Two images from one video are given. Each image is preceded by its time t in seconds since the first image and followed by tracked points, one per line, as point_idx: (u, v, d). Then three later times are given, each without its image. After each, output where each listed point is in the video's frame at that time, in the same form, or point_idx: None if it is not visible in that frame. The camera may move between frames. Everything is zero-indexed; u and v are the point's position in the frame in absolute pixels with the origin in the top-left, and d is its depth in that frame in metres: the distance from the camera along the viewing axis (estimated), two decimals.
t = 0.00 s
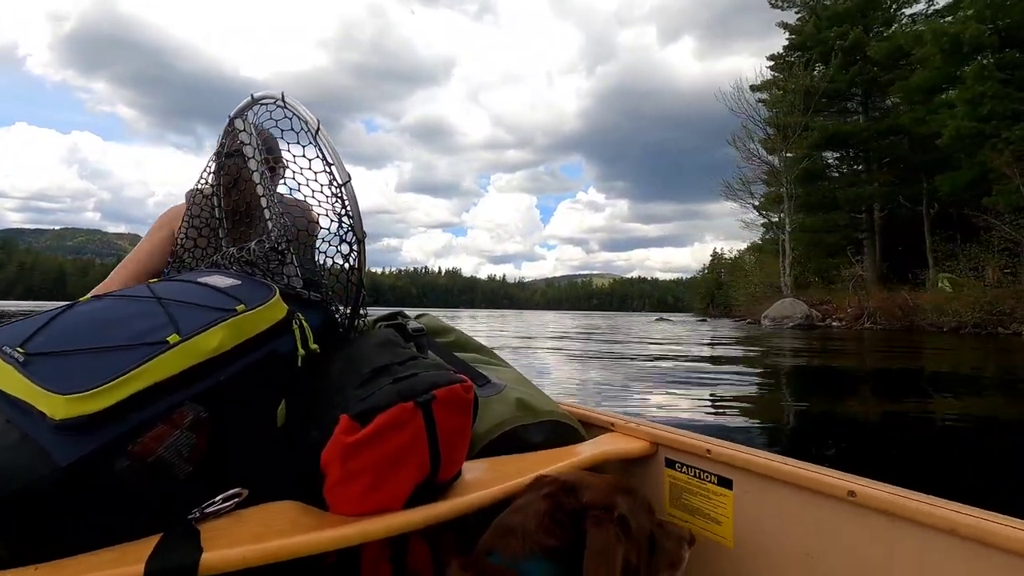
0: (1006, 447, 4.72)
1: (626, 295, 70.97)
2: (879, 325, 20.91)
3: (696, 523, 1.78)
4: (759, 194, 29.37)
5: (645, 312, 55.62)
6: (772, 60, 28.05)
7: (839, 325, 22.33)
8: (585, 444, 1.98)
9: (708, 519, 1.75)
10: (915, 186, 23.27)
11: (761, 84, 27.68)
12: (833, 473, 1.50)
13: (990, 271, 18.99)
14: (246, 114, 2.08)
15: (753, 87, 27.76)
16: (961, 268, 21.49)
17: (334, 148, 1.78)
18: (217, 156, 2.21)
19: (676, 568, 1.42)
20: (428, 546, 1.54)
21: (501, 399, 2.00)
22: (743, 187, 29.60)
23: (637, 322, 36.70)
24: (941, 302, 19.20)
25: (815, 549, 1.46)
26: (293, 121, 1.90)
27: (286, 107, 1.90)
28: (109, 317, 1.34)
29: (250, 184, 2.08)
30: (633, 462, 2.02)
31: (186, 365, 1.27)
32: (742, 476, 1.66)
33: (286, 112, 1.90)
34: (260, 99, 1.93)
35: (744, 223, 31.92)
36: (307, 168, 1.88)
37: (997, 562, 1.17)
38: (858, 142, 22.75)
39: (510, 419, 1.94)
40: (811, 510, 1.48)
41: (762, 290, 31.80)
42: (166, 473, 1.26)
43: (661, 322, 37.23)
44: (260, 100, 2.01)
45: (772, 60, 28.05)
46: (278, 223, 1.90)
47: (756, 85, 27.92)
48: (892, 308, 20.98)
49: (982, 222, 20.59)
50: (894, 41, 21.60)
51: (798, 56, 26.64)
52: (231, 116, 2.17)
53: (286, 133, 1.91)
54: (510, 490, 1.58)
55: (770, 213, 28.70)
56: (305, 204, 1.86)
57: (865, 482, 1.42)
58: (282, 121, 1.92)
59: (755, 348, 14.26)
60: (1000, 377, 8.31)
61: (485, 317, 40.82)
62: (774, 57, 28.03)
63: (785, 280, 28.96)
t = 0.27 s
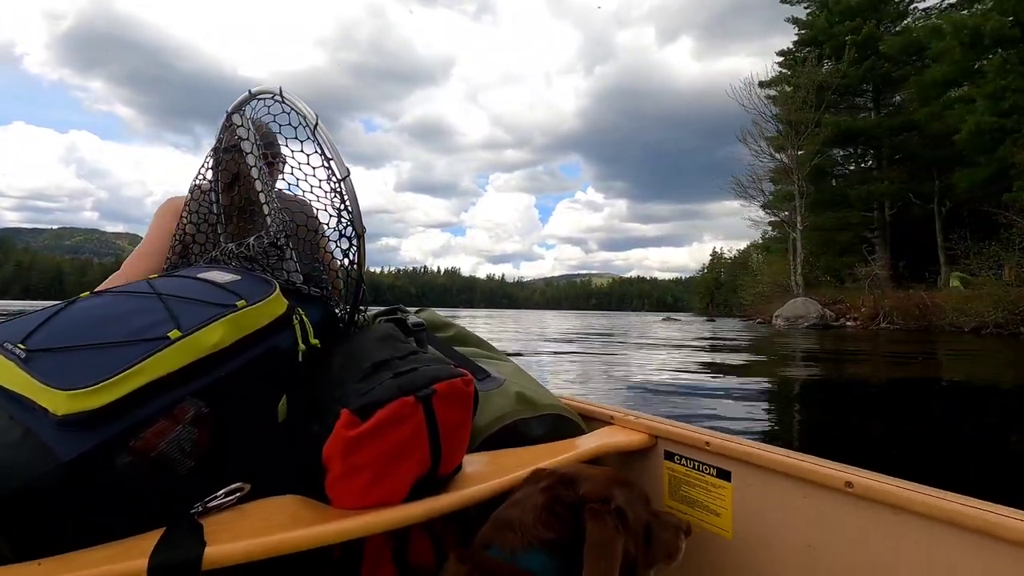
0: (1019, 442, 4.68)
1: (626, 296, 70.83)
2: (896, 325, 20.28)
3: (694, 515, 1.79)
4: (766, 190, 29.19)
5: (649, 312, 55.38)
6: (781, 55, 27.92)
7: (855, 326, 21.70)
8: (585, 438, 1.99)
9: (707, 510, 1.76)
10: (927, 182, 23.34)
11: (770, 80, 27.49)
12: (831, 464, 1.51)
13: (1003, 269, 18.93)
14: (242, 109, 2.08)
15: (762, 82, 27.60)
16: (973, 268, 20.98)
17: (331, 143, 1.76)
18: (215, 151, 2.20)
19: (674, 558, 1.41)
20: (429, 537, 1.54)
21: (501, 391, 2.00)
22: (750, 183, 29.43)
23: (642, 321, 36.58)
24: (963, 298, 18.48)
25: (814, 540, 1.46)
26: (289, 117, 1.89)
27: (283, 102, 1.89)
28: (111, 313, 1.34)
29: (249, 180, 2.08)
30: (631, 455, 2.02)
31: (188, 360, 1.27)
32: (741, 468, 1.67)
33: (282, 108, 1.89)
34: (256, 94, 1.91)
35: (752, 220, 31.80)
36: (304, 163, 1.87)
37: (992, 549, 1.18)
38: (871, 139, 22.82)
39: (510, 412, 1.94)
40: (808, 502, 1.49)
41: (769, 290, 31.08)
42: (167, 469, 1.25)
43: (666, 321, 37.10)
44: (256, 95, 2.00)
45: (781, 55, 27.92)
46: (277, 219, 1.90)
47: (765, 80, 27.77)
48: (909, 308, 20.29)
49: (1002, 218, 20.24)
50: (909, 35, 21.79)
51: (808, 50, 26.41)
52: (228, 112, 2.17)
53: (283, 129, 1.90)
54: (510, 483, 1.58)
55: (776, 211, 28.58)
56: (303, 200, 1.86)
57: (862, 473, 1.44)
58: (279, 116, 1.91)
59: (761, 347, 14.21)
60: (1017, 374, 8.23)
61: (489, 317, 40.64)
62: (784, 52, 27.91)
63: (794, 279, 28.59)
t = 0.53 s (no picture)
0: None
1: (624, 297, 70.45)
2: (909, 325, 19.14)
3: (689, 521, 1.77)
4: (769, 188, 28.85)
5: (650, 313, 54.96)
6: (786, 51, 27.61)
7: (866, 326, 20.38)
8: (582, 441, 1.97)
9: (701, 517, 1.74)
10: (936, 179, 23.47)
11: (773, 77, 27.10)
12: (828, 473, 1.49)
13: (1017, 269, 18.70)
14: (245, 107, 2.06)
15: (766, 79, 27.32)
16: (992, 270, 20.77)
17: (334, 143, 1.75)
18: (215, 149, 2.18)
19: (664, 562, 1.44)
20: (423, 540, 1.53)
21: (499, 393, 1.99)
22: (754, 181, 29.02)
23: (643, 322, 36.25)
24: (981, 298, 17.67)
25: (811, 548, 1.45)
26: (293, 116, 1.87)
27: (287, 101, 1.87)
28: (110, 307, 1.32)
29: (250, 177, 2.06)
30: (628, 459, 2.00)
31: (187, 356, 1.26)
32: (736, 474, 1.66)
33: (286, 106, 1.87)
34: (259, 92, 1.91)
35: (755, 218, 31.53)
36: (306, 163, 1.86)
37: (978, 555, 1.17)
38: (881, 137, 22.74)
39: (508, 415, 1.93)
40: (805, 509, 1.47)
41: (774, 293, 30.35)
42: (163, 467, 1.24)
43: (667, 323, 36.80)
44: (259, 93, 1.98)
45: (786, 51, 27.62)
46: (277, 217, 1.88)
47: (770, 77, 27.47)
48: (924, 310, 19.13)
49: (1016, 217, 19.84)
50: (923, 31, 21.69)
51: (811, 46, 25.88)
52: (230, 109, 2.15)
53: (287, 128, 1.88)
54: (507, 485, 1.57)
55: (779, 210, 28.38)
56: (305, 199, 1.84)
57: (862, 483, 1.41)
58: (283, 115, 1.89)
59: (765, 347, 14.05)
60: None
61: (489, 317, 40.20)
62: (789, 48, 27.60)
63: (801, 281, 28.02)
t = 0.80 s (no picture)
0: None
1: (624, 296, 70.28)
2: (925, 327, 18.80)
3: (692, 531, 1.77)
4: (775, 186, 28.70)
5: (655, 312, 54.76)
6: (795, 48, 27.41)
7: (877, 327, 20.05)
8: (583, 450, 1.98)
9: (704, 527, 1.74)
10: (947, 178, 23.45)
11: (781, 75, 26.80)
12: (830, 483, 1.48)
13: None
14: (249, 115, 2.06)
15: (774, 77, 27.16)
16: (1005, 269, 21.02)
17: (336, 151, 1.75)
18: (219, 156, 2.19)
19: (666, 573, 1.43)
20: (424, 549, 1.53)
21: (501, 401, 2.00)
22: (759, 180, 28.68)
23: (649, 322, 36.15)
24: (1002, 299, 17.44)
25: (813, 558, 1.44)
26: (297, 125, 1.88)
27: (291, 110, 1.88)
28: (113, 314, 1.33)
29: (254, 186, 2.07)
30: (631, 468, 2.01)
31: (189, 364, 1.26)
32: (739, 483, 1.65)
33: (290, 115, 1.88)
34: (262, 101, 1.93)
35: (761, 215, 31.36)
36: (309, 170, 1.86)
37: (981, 565, 1.16)
38: (893, 135, 22.55)
39: (509, 423, 1.94)
40: (808, 519, 1.47)
41: (782, 293, 30.21)
42: (163, 475, 1.23)
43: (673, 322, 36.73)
44: (263, 102, 1.99)
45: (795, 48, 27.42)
46: (280, 224, 1.88)
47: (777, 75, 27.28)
48: (943, 312, 18.74)
49: None
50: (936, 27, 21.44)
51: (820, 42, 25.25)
52: (234, 117, 2.15)
53: (291, 136, 1.89)
54: (508, 494, 1.58)
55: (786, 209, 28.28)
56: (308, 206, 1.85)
57: (864, 492, 1.40)
58: (287, 124, 1.90)
59: (770, 348, 14.00)
60: None
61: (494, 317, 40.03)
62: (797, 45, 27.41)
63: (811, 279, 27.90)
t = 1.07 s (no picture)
0: None
1: (622, 296, 70.42)
2: (939, 327, 18.80)
3: (695, 531, 1.78)
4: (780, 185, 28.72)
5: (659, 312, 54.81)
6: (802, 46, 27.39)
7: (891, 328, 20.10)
8: (586, 450, 1.98)
9: (707, 527, 1.75)
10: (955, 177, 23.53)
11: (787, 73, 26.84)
12: (835, 484, 1.48)
13: None
14: (252, 115, 2.05)
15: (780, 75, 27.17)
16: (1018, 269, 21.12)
17: (338, 150, 1.75)
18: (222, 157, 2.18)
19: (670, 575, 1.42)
20: (426, 548, 1.53)
21: (503, 401, 2.01)
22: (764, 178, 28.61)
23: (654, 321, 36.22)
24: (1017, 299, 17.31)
25: (817, 559, 1.44)
26: (299, 125, 1.87)
27: (293, 110, 1.87)
28: (116, 313, 1.32)
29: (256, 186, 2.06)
30: (634, 468, 2.01)
31: (192, 363, 1.26)
32: (742, 484, 1.66)
33: (292, 115, 1.87)
34: (265, 101, 1.92)
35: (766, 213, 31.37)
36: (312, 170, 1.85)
37: (977, 565, 1.16)
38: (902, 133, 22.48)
39: (512, 422, 1.95)
40: (811, 519, 1.47)
41: (788, 292, 30.23)
42: (165, 473, 1.23)
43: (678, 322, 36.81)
44: (266, 102, 1.98)
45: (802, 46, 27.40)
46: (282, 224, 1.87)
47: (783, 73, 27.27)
48: (960, 314, 18.63)
49: None
50: (947, 24, 21.35)
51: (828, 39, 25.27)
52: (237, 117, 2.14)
53: (293, 136, 1.88)
54: (511, 494, 1.58)
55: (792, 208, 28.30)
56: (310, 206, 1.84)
57: (868, 493, 1.40)
58: (289, 123, 1.88)
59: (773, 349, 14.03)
60: None
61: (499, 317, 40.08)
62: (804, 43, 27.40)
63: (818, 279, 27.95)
